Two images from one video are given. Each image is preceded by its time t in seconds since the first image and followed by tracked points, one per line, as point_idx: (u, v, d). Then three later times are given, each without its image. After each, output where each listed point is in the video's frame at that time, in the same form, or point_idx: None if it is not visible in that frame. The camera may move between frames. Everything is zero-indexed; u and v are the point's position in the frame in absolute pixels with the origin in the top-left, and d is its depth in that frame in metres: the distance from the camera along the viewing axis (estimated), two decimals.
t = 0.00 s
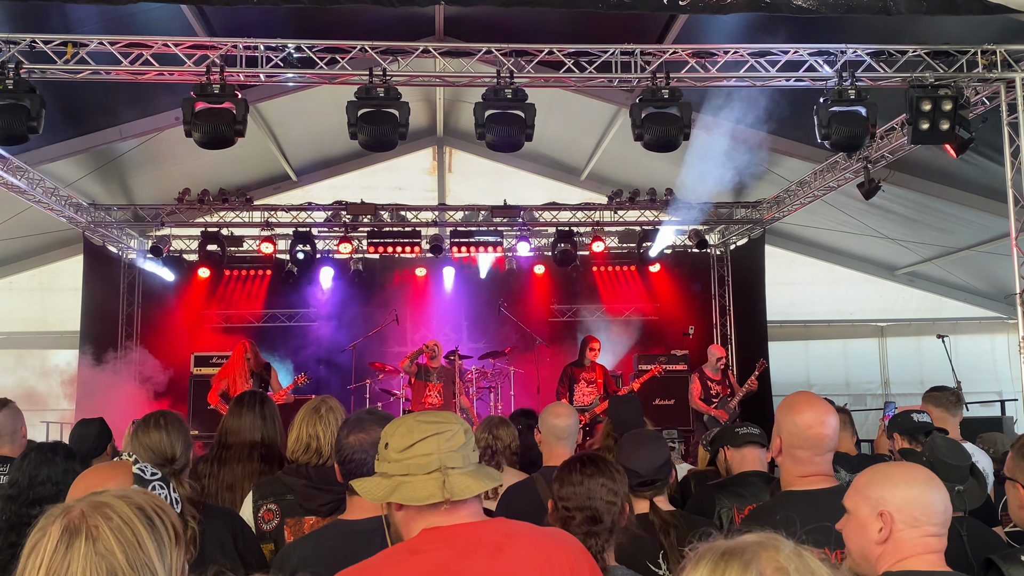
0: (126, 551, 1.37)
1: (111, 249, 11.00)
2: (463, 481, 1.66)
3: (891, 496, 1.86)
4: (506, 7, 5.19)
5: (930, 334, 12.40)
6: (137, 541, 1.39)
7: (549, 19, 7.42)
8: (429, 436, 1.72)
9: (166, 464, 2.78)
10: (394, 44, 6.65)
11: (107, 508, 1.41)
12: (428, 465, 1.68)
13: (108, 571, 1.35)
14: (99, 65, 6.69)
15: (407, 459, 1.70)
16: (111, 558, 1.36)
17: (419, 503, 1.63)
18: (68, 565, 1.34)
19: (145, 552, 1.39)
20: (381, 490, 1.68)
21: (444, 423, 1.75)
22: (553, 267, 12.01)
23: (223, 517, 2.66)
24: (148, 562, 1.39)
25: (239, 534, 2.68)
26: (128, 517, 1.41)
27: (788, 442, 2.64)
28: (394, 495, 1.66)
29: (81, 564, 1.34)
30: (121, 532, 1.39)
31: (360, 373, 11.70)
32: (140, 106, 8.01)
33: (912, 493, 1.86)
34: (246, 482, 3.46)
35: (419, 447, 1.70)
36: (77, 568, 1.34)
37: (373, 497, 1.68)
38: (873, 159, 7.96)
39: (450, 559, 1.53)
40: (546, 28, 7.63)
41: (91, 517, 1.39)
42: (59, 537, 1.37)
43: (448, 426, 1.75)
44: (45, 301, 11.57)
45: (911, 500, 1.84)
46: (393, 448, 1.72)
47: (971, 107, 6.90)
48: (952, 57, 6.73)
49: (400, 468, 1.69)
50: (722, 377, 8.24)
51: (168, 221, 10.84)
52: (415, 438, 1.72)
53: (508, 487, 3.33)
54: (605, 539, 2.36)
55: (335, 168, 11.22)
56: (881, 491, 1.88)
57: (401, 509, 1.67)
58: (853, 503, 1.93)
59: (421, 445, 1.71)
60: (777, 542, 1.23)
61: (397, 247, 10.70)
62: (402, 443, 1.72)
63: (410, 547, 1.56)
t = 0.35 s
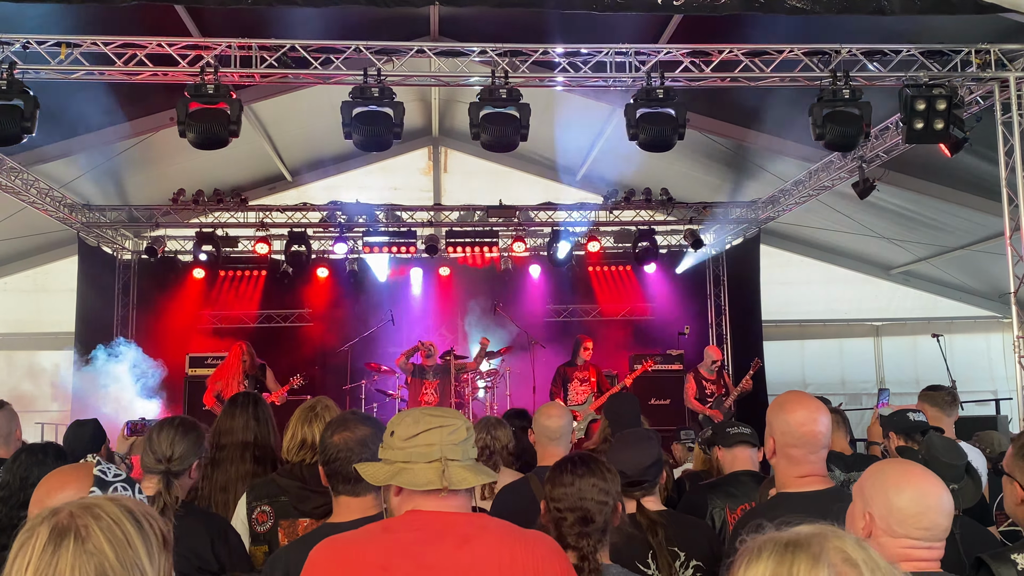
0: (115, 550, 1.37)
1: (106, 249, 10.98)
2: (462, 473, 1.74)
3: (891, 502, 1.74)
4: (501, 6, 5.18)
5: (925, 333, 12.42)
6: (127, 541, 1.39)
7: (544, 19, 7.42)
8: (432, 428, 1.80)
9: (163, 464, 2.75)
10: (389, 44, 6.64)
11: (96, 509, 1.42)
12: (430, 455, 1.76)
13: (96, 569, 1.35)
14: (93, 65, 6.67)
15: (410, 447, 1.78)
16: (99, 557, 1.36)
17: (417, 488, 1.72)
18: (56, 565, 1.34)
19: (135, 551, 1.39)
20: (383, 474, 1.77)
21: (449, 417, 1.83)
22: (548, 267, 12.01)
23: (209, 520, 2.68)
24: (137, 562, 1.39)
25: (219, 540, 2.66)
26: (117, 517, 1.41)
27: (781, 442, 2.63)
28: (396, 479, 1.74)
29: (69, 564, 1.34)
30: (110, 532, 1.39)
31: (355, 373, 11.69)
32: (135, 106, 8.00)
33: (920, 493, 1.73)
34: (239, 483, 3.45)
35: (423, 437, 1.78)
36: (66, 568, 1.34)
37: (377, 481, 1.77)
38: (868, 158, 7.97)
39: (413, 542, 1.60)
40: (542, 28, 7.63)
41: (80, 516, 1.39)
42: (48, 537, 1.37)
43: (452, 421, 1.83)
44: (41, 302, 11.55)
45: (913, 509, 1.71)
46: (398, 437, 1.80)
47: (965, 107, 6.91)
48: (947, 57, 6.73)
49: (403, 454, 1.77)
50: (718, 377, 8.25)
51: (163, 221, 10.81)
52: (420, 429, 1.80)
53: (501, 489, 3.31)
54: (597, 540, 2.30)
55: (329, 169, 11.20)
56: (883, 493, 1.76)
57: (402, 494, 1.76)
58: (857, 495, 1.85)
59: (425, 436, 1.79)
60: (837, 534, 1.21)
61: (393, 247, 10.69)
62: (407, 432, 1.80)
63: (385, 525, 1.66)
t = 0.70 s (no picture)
0: (104, 558, 1.36)
1: (102, 249, 10.96)
2: (387, 472, 1.81)
3: (873, 501, 1.75)
4: (496, 7, 5.19)
5: (921, 333, 12.44)
6: (115, 547, 1.38)
7: (539, 19, 7.42)
8: (359, 430, 1.88)
9: (137, 470, 2.67)
10: (384, 44, 6.63)
11: (83, 516, 1.40)
12: (356, 457, 1.83)
13: None
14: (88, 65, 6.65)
15: (339, 450, 1.85)
16: (89, 566, 1.34)
17: (344, 489, 1.79)
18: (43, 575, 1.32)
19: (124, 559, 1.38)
20: (312, 476, 1.85)
21: (375, 419, 1.90)
22: (544, 267, 11.98)
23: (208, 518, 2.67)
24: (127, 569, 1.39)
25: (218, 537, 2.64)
26: (105, 525, 1.40)
27: (775, 442, 2.62)
28: (324, 482, 1.81)
29: (57, 572, 1.33)
30: (99, 539, 1.38)
31: (351, 374, 11.69)
32: (129, 106, 7.98)
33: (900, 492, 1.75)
34: (234, 482, 3.45)
35: (350, 440, 1.86)
36: None
37: (308, 483, 1.85)
38: (864, 158, 7.97)
39: (328, 542, 1.73)
40: (537, 28, 7.62)
41: (68, 523, 1.37)
42: (34, 545, 1.35)
43: (378, 422, 1.90)
44: (36, 302, 11.52)
45: (894, 507, 1.72)
46: (327, 440, 1.88)
47: (960, 106, 6.91)
48: (942, 56, 6.74)
49: (332, 457, 1.84)
50: (714, 376, 8.27)
51: (158, 221, 10.77)
52: (347, 432, 1.87)
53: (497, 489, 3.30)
54: (592, 537, 2.27)
55: (324, 168, 11.20)
56: (863, 493, 1.77)
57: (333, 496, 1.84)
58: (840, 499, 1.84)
59: (352, 438, 1.86)
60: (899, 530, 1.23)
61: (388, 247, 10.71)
62: (335, 436, 1.87)
63: (310, 528, 1.78)
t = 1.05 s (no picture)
0: None
1: (98, 247, 10.95)
2: (351, 466, 1.86)
3: (875, 501, 1.73)
4: (492, 6, 5.18)
5: (917, 331, 12.45)
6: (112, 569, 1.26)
7: (536, 18, 7.41)
8: (323, 427, 1.92)
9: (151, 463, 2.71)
10: (381, 42, 6.62)
11: (78, 535, 1.28)
12: (321, 453, 1.88)
13: None
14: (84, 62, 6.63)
15: (303, 446, 1.90)
16: None
17: (310, 484, 1.83)
18: None
19: None
20: (278, 472, 1.88)
21: (338, 414, 1.95)
22: (541, 266, 12.02)
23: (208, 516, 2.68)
24: None
25: (222, 533, 2.64)
26: (101, 545, 1.28)
27: (768, 440, 2.62)
28: (290, 478, 1.85)
29: None
30: (96, 561, 1.26)
31: (347, 372, 11.69)
32: (125, 103, 7.97)
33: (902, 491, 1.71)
34: (231, 481, 3.44)
35: (313, 436, 1.90)
36: None
37: (273, 480, 1.88)
38: (861, 157, 7.97)
39: (298, 535, 1.78)
40: (534, 27, 7.62)
41: (63, 544, 1.26)
42: (26, 567, 1.23)
43: (342, 416, 1.96)
44: (32, 300, 11.50)
45: (899, 505, 1.69)
46: (291, 438, 1.92)
47: (957, 105, 6.91)
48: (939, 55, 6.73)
49: (296, 454, 1.89)
50: (710, 375, 8.28)
51: (154, 219, 10.74)
52: (310, 429, 1.92)
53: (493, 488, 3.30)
54: (586, 538, 2.27)
55: (320, 166, 11.19)
56: (865, 493, 1.75)
57: (299, 490, 1.88)
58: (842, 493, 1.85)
59: (317, 434, 1.91)
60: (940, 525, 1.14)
61: (385, 245, 10.70)
62: (299, 433, 1.92)
63: (279, 523, 1.83)
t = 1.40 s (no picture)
0: None
1: (97, 244, 10.94)
2: (347, 461, 1.87)
3: (851, 498, 1.74)
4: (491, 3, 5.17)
5: (915, 330, 12.46)
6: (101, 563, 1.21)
7: (535, 15, 7.41)
8: (321, 421, 1.92)
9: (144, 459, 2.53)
10: (380, 39, 6.61)
11: (66, 528, 1.23)
12: (316, 445, 1.87)
13: None
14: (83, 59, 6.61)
15: (299, 439, 1.89)
16: None
17: (304, 475, 1.83)
18: None
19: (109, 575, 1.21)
20: (273, 462, 1.87)
21: (337, 410, 1.95)
22: (540, 263, 12.02)
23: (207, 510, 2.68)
24: None
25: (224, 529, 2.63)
26: (89, 537, 1.23)
27: (762, 435, 2.61)
28: (284, 468, 1.85)
29: None
30: (84, 553, 1.20)
31: (346, 369, 11.69)
32: (124, 99, 7.96)
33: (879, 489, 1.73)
34: (229, 477, 3.43)
35: (310, 429, 1.90)
36: None
37: (268, 469, 1.87)
38: (860, 155, 7.96)
39: (287, 525, 1.78)
40: (534, 24, 7.61)
41: (50, 536, 1.20)
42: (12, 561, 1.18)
43: (341, 413, 1.95)
44: (31, 297, 11.50)
45: (874, 504, 1.71)
46: (288, 429, 1.92)
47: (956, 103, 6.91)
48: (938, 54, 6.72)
49: (292, 445, 1.88)
50: (708, 372, 8.26)
51: (153, 215, 10.70)
52: (308, 422, 1.92)
53: (491, 487, 3.30)
54: (580, 535, 2.26)
55: (319, 164, 11.19)
56: (842, 491, 1.76)
57: (290, 482, 1.88)
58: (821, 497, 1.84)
59: (314, 428, 1.90)
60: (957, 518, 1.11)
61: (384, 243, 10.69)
62: (296, 426, 1.92)
63: (268, 511, 1.84)
